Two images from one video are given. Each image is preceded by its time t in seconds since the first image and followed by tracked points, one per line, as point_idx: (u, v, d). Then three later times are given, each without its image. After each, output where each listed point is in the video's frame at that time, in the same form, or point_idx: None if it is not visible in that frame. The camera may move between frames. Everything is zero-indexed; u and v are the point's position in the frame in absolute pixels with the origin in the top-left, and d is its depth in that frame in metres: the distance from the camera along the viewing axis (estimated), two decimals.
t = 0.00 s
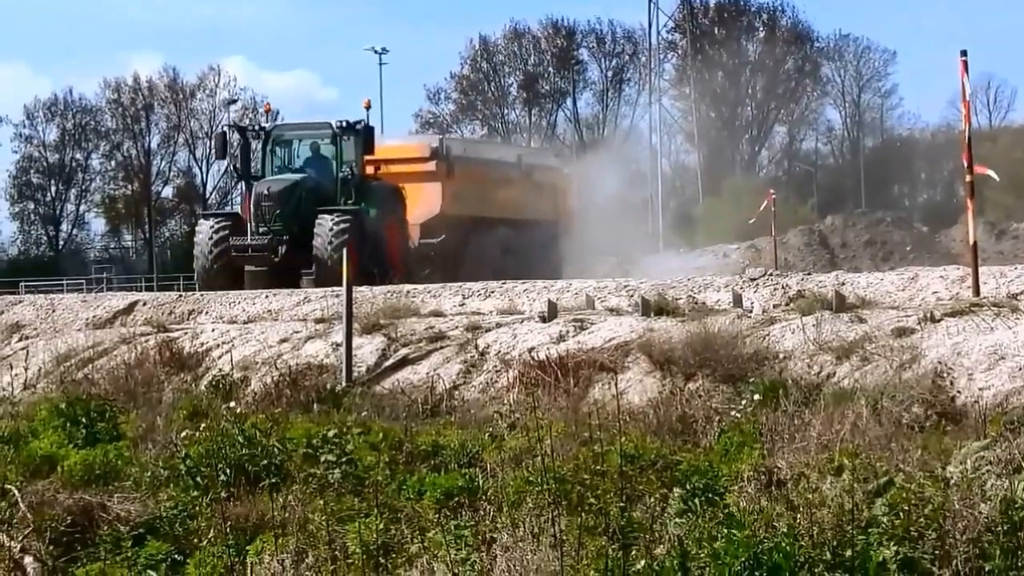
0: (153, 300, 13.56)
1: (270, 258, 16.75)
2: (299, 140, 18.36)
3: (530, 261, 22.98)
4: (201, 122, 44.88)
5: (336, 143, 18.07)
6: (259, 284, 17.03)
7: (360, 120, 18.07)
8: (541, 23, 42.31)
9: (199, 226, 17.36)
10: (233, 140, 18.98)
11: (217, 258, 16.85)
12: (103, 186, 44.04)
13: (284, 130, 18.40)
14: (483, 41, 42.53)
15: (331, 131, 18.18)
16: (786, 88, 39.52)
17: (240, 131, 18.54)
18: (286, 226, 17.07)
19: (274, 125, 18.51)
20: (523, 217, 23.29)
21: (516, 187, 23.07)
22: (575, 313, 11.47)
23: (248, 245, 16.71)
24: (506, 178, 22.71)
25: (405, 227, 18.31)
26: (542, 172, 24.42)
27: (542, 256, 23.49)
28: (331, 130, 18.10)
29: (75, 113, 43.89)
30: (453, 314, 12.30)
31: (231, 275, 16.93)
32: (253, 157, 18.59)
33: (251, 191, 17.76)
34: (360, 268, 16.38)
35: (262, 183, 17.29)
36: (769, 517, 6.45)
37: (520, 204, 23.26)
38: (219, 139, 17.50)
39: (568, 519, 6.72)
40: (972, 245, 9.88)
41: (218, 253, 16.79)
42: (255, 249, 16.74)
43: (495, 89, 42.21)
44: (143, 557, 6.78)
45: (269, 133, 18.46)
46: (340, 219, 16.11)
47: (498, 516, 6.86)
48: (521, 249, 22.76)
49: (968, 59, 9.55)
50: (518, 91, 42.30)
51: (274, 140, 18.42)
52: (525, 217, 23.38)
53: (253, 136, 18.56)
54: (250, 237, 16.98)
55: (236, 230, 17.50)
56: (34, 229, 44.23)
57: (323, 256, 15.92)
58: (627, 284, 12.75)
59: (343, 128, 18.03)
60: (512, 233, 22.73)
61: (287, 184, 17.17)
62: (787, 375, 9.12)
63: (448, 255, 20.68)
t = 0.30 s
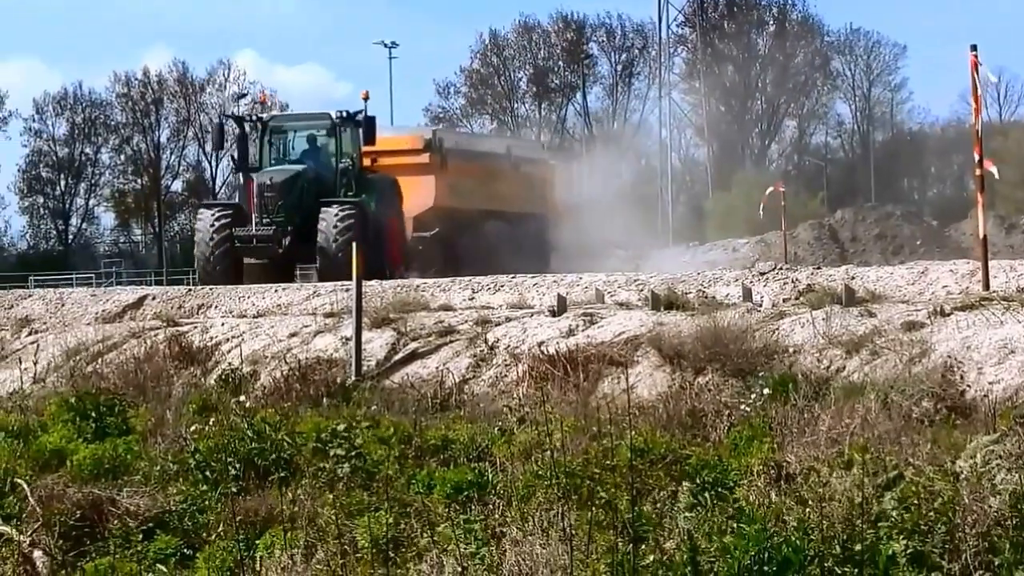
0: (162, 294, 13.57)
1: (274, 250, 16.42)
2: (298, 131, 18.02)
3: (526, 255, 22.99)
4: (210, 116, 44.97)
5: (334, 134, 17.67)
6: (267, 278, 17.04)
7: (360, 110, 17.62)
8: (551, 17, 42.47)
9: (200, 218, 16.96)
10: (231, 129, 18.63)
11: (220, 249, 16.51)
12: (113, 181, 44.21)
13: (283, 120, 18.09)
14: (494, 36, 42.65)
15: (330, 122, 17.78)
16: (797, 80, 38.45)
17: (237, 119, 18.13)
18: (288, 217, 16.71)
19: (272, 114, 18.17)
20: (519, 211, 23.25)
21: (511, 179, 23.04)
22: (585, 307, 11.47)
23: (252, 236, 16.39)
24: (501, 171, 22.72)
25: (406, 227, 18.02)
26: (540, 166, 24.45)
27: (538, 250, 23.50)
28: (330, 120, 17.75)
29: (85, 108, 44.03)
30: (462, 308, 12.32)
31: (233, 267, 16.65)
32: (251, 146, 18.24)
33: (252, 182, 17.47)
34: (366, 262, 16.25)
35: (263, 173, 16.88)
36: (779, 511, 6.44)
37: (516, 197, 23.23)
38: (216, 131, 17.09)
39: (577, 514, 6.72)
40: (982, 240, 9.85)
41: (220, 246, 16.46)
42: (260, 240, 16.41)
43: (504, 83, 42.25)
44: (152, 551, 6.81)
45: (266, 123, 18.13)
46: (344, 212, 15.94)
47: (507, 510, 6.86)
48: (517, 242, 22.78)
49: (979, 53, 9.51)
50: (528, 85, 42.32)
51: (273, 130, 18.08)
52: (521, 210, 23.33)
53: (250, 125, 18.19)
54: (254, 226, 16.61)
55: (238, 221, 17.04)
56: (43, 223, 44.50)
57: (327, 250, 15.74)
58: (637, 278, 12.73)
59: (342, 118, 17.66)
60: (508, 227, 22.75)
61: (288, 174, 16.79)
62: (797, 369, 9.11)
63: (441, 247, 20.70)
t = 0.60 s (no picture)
0: (168, 287, 13.56)
1: (279, 242, 16.04)
2: (294, 124, 17.76)
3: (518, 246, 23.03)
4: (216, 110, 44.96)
5: (332, 125, 17.49)
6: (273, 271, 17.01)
7: (358, 102, 17.57)
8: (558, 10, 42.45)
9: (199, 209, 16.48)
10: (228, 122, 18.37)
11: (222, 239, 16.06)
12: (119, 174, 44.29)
13: (279, 113, 17.79)
14: (500, 29, 42.55)
15: (326, 113, 17.59)
16: (803, 72, 37.86)
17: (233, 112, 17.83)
18: (290, 210, 16.39)
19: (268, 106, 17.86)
20: (509, 205, 23.24)
21: (502, 172, 23.02)
22: (591, 301, 11.47)
23: (258, 228, 16.00)
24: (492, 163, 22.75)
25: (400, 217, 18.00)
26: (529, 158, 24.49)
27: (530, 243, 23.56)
28: (327, 112, 17.53)
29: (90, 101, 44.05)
30: (468, 301, 12.32)
31: (233, 259, 16.12)
32: (248, 137, 17.90)
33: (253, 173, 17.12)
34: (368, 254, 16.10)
35: (263, 165, 16.61)
36: (786, 504, 6.44)
37: (507, 191, 23.22)
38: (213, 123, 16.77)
39: (585, 507, 6.70)
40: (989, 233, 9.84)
41: (223, 235, 16.00)
42: (264, 232, 16.00)
43: (511, 77, 42.08)
44: (159, 544, 6.82)
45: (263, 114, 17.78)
46: (347, 202, 15.77)
47: (514, 504, 6.86)
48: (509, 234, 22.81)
49: (985, 46, 9.51)
50: (535, 78, 42.25)
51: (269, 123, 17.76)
52: (511, 205, 23.31)
53: (247, 117, 17.84)
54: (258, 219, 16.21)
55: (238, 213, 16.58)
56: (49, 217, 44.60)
57: (332, 242, 15.59)
58: (643, 271, 12.70)
59: (340, 110, 17.49)
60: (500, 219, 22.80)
61: (290, 166, 16.50)
62: (803, 362, 9.11)
63: (432, 241, 20.75)
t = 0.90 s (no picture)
0: (172, 281, 13.54)
1: (281, 234, 15.85)
2: (286, 114, 17.56)
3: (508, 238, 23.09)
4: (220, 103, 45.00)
5: (326, 114, 17.40)
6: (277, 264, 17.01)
7: (353, 91, 17.55)
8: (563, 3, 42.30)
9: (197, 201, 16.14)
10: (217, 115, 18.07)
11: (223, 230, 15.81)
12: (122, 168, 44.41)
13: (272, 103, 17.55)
14: (504, 22, 42.52)
15: (320, 103, 17.50)
16: (807, 66, 37.52)
17: (225, 102, 17.52)
18: (290, 200, 16.22)
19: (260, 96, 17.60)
20: (499, 195, 23.18)
21: (494, 162, 23.03)
22: (596, 294, 11.46)
23: (260, 219, 15.80)
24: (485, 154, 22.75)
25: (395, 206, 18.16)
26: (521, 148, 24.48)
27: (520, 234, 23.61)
28: (322, 102, 17.45)
29: (94, 94, 44.09)
30: (472, 295, 12.31)
31: (232, 251, 15.89)
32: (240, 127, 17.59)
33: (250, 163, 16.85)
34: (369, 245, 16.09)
35: (263, 154, 16.47)
36: (789, 497, 6.44)
37: (497, 181, 23.14)
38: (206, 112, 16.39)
39: (588, 500, 6.71)
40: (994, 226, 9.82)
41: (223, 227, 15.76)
42: (266, 223, 15.82)
43: (515, 70, 42.07)
44: (162, 537, 6.83)
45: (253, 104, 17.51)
46: (349, 192, 15.80)
47: (518, 497, 6.86)
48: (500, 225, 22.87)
49: (989, 38, 9.47)
50: (539, 71, 42.26)
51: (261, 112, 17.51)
52: (499, 195, 23.15)
53: (239, 107, 17.58)
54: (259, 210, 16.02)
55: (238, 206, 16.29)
56: (54, 210, 44.81)
57: (336, 233, 15.51)
58: (647, 264, 12.68)
59: (334, 99, 17.42)
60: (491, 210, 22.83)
61: (290, 156, 16.33)
62: (807, 356, 9.11)
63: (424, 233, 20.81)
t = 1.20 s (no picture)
0: (174, 274, 13.55)
1: (286, 224, 15.90)
2: (283, 103, 17.37)
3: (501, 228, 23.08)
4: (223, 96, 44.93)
5: (325, 105, 17.26)
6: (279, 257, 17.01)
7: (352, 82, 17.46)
8: None
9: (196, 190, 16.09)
10: (215, 105, 17.85)
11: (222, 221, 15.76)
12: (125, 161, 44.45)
13: (270, 91, 17.37)
14: (506, 15, 42.53)
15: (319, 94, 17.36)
16: (810, 58, 37.70)
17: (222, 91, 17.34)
18: (292, 190, 16.12)
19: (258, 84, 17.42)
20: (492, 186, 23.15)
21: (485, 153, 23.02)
22: (599, 287, 11.47)
23: (264, 209, 15.81)
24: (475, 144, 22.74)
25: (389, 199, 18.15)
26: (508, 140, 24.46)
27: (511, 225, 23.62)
28: (321, 92, 17.30)
29: (96, 88, 44.13)
30: (475, 288, 12.30)
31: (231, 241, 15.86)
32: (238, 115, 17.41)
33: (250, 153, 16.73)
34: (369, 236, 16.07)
35: (264, 143, 16.33)
36: (792, 490, 6.43)
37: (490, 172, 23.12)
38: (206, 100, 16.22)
39: (590, 493, 6.70)
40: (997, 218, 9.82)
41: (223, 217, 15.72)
42: (271, 214, 15.84)
43: (517, 63, 42.28)
44: (166, 531, 6.83)
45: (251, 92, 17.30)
46: (352, 184, 15.79)
47: (521, 490, 6.85)
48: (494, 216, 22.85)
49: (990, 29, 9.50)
50: (542, 64, 42.26)
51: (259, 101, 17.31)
52: (487, 188, 22.70)
53: (236, 95, 17.41)
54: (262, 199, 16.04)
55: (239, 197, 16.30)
56: (56, 204, 44.57)
57: (339, 224, 15.49)
58: (650, 257, 12.67)
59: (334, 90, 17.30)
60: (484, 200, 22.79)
61: (292, 146, 16.21)
62: (810, 348, 9.10)
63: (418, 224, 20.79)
